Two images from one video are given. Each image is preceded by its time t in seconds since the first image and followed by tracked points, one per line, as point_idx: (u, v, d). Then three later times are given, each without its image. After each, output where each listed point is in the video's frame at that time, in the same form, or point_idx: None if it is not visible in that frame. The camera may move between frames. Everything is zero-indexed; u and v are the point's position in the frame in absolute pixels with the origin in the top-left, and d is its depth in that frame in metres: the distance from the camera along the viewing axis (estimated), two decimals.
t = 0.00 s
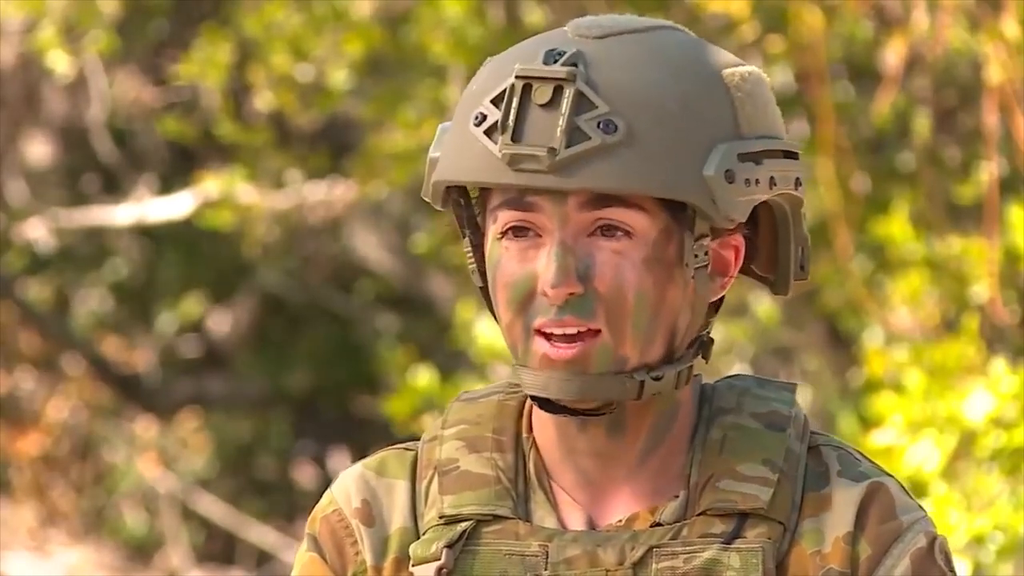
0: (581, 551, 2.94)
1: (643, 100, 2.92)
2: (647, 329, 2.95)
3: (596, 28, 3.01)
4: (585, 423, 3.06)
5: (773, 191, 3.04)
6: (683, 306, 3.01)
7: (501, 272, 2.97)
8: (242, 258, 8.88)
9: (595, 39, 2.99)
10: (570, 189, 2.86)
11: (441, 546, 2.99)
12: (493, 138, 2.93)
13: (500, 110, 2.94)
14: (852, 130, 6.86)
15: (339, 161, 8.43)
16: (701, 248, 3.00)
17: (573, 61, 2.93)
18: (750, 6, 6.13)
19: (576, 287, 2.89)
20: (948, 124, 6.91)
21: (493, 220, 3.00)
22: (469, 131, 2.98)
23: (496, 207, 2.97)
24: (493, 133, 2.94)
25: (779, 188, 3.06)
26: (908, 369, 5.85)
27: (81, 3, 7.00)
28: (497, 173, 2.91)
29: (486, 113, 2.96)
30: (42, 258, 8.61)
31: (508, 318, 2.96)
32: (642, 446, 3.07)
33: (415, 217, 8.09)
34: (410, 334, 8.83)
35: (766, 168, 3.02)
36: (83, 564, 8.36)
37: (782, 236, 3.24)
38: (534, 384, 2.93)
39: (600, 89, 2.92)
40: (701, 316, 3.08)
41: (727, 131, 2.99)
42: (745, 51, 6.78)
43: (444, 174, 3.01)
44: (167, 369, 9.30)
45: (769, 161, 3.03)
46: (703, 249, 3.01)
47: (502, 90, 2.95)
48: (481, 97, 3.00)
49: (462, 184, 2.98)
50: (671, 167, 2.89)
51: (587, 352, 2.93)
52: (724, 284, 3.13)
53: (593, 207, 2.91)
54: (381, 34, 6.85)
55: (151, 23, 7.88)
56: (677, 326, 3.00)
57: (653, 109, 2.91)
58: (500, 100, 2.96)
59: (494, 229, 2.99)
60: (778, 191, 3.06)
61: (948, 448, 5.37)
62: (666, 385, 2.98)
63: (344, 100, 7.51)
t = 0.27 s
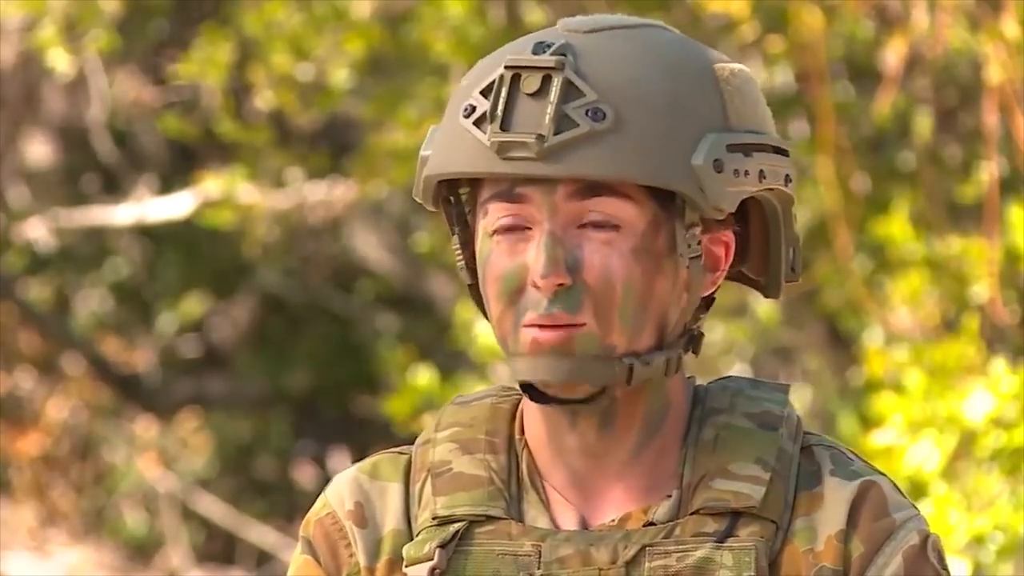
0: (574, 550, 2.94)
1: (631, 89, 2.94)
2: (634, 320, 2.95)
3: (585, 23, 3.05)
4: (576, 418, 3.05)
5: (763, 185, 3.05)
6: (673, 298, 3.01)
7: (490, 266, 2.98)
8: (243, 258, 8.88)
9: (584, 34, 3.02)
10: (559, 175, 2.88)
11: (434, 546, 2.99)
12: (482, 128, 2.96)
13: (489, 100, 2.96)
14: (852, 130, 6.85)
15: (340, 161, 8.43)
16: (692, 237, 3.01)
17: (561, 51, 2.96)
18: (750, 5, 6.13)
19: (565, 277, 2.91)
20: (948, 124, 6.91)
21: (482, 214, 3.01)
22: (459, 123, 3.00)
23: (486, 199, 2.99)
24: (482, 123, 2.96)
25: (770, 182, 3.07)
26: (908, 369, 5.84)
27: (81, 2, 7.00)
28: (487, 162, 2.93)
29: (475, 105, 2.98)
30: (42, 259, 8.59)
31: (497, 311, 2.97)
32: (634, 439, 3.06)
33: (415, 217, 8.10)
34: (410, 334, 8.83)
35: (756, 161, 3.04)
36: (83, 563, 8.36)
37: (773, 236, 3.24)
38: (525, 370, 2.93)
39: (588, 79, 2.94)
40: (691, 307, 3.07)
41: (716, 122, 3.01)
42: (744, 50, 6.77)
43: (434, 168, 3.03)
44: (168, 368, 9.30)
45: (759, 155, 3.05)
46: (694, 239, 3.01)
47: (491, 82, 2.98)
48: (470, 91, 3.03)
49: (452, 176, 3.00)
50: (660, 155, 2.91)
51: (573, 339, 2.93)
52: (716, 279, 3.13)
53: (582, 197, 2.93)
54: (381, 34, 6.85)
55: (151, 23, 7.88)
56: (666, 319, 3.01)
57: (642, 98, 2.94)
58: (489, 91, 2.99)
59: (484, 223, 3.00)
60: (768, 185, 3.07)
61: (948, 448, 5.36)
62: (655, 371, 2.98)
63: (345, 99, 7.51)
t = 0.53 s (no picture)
0: (575, 548, 2.93)
1: (621, 90, 2.94)
2: (632, 318, 2.95)
3: (574, 25, 3.04)
4: (575, 418, 3.05)
5: (756, 183, 3.06)
6: (670, 296, 3.00)
7: (485, 269, 2.98)
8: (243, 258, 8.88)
9: (573, 36, 3.02)
10: (551, 178, 2.88)
11: (435, 544, 2.99)
12: (473, 132, 2.96)
13: (480, 104, 2.96)
14: (852, 130, 6.85)
15: (340, 161, 8.43)
16: (687, 234, 3.00)
17: (551, 53, 2.96)
18: (750, 5, 6.13)
19: (560, 279, 2.90)
20: (948, 123, 6.90)
21: (476, 219, 3.01)
22: (451, 128, 3.00)
23: (479, 203, 2.99)
24: (473, 127, 2.96)
25: (763, 180, 3.07)
26: (908, 369, 5.84)
27: (81, 2, 7.00)
28: (479, 166, 2.93)
29: (466, 109, 2.98)
30: (42, 259, 8.59)
31: (492, 313, 2.97)
32: (633, 438, 3.06)
33: (415, 217, 8.10)
34: (410, 334, 8.83)
35: (749, 159, 3.04)
36: (84, 563, 8.35)
37: (769, 233, 3.24)
38: (521, 372, 2.93)
39: (578, 80, 2.94)
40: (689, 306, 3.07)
41: (708, 121, 3.01)
42: (744, 50, 6.78)
43: (427, 173, 3.03)
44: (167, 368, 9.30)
45: (751, 152, 3.05)
46: (689, 236, 3.01)
47: (481, 86, 2.98)
48: (461, 95, 3.02)
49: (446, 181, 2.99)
50: (653, 155, 2.91)
51: (570, 338, 2.93)
52: (713, 278, 3.13)
53: (575, 198, 2.93)
54: (381, 34, 6.85)
55: (151, 23, 7.88)
56: (663, 315, 3.00)
57: (632, 98, 2.94)
58: (480, 95, 2.98)
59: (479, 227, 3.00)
60: (762, 183, 3.07)
61: (948, 448, 5.36)
62: (651, 370, 2.97)
63: (345, 99, 7.51)
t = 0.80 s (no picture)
0: (588, 551, 2.94)
1: (603, 77, 2.95)
2: (640, 306, 2.95)
3: (551, 25, 3.07)
4: (590, 412, 3.05)
5: (749, 156, 3.07)
6: (676, 281, 3.01)
7: (492, 272, 2.99)
8: (243, 258, 8.88)
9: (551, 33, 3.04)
10: (544, 168, 2.88)
11: (448, 543, 2.99)
12: (463, 135, 2.97)
13: (466, 108, 2.98)
14: (852, 130, 6.86)
15: (340, 161, 8.43)
16: (686, 215, 3.00)
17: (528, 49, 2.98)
18: (751, 6, 6.13)
19: (566, 270, 2.91)
20: (948, 123, 6.91)
21: (477, 222, 3.02)
22: (441, 135, 3.01)
23: (477, 208, 3.00)
24: (463, 130, 2.97)
25: (755, 153, 3.08)
26: (909, 369, 5.85)
27: (81, 2, 7.00)
28: (473, 167, 2.94)
29: (453, 115, 3.00)
30: (42, 259, 8.58)
31: (503, 315, 2.97)
32: (648, 434, 3.07)
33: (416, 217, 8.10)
34: (410, 334, 8.83)
35: (739, 132, 3.05)
36: (83, 564, 8.34)
37: (769, 215, 3.25)
38: (538, 370, 2.93)
39: (559, 71, 2.95)
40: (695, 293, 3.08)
41: (693, 99, 3.01)
42: (745, 51, 6.78)
43: (424, 187, 3.04)
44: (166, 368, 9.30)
45: (740, 127, 3.06)
46: (689, 216, 3.00)
47: (465, 90, 3.00)
48: (447, 102, 3.04)
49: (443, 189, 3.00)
50: (642, 135, 2.91)
51: (583, 330, 2.93)
52: (717, 260, 3.13)
53: (572, 186, 2.93)
54: (381, 34, 6.85)
55: (151, 23, 7.88)
56: (673, 302, 3.01)
57: (616, 83, 2.95)
58: (465, 99, 3.00)
59: (480, 232, 3.01)
60: (754, 157, 3.08)
61: (949, 448, 5.37)
62: (668, 356, 2.98)
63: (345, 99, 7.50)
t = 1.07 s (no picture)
0: (589, 549, 2.94)
1: (613, 83, 2.94)
2: (644, 313, 2.95)
3: (561, 26, 3.05)
4: (590, 416, 3.06)
5: (755, 165, 3.06)
6: (680, 288, 3.02)
7: (494, 274, 2.99)
8: (243, 258, 8.88)
9: (560, 36, 3.03)
10: (552, 176, 2.88)
11: (449, 544, 2.99)
12: (470, 139, 2.96)
13: (474, 111, 2.97)
14: (852, 130, 6.85)
15: (339, 161, 8.43)
16: (692, 224, 2.99)
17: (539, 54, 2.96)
18: (751, 6, 6.13)
19: (570, 277, 2.91)
20: (948, 124, 6.91)
21: (481, 225, 3.02)
22: (446, 137, 3.00)
23: (482, 211, 3.00)
24: (470, 134, 2.96)
25: (761, 161, 3.08)
26: (909, 369, 5.85)
27: (81, 2, 7.00)
28: (480, 172, 2.93)
29: (461, 118, 2.99)
30: (42, 259, 8.59)
31: (506, 319, 2.97)
32: (648, 438, 3.07)
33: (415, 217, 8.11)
34: (410, 334, 8.84)
35: (747, 141, 3.04)
36: (83, 564, 8.34)
37: (773, 221, 3.25)
38: (539, 375, 2.93)
39: (569, 77, 2.94)
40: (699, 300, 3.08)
41: (702, 107, 3.00)
42: (744, 51, 6.78)
43: (429, 188, 3.03)
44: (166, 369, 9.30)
45: (747, 135, 3.06)
46: (694, 225, 3.00)
47: (473, 92, 2.99)
48: (455, 104, 3.03)
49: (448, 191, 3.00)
50: (650, 144, 2.90)
51: (585, 337, 2.93)
52: (721, 266, 3.13)
53: (579, 193, 2.93)
54: (381, 34, 6.85)
55: (151, 24, 7.88)
56: (676, 309, 3.02)
57: (626, 90, 2.93)
58: (473, 102, 2.99)
59: (483, 234, 3.01)
60: (761, 165, 3.08)
61: (948, 448, 5.37)
62: (670, 365, 2.99)
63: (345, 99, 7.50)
